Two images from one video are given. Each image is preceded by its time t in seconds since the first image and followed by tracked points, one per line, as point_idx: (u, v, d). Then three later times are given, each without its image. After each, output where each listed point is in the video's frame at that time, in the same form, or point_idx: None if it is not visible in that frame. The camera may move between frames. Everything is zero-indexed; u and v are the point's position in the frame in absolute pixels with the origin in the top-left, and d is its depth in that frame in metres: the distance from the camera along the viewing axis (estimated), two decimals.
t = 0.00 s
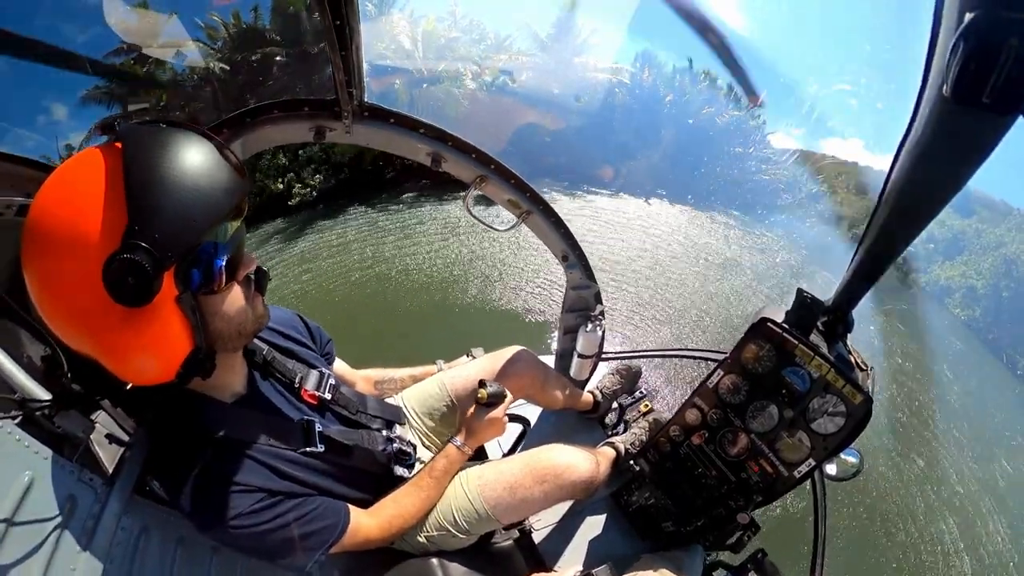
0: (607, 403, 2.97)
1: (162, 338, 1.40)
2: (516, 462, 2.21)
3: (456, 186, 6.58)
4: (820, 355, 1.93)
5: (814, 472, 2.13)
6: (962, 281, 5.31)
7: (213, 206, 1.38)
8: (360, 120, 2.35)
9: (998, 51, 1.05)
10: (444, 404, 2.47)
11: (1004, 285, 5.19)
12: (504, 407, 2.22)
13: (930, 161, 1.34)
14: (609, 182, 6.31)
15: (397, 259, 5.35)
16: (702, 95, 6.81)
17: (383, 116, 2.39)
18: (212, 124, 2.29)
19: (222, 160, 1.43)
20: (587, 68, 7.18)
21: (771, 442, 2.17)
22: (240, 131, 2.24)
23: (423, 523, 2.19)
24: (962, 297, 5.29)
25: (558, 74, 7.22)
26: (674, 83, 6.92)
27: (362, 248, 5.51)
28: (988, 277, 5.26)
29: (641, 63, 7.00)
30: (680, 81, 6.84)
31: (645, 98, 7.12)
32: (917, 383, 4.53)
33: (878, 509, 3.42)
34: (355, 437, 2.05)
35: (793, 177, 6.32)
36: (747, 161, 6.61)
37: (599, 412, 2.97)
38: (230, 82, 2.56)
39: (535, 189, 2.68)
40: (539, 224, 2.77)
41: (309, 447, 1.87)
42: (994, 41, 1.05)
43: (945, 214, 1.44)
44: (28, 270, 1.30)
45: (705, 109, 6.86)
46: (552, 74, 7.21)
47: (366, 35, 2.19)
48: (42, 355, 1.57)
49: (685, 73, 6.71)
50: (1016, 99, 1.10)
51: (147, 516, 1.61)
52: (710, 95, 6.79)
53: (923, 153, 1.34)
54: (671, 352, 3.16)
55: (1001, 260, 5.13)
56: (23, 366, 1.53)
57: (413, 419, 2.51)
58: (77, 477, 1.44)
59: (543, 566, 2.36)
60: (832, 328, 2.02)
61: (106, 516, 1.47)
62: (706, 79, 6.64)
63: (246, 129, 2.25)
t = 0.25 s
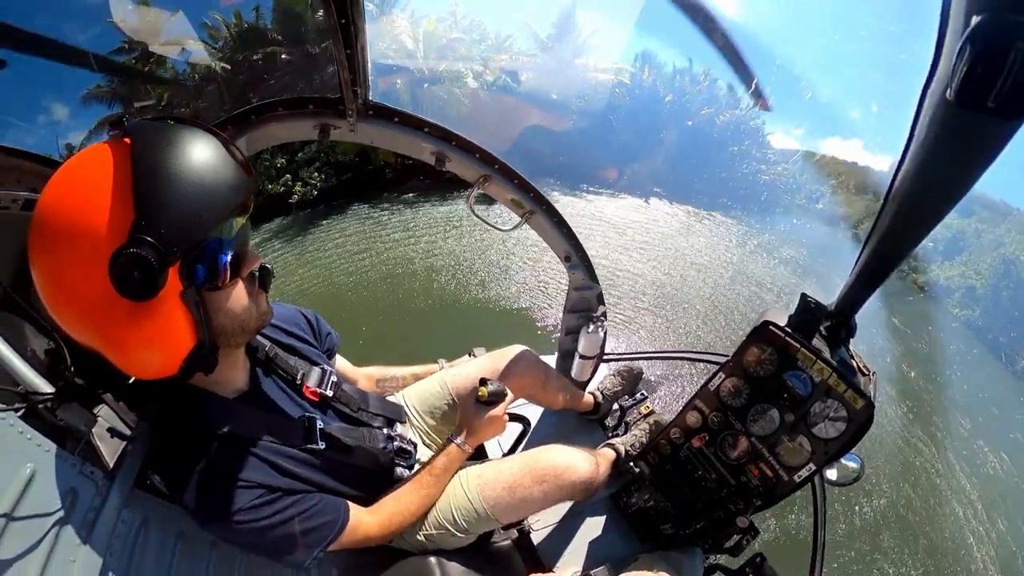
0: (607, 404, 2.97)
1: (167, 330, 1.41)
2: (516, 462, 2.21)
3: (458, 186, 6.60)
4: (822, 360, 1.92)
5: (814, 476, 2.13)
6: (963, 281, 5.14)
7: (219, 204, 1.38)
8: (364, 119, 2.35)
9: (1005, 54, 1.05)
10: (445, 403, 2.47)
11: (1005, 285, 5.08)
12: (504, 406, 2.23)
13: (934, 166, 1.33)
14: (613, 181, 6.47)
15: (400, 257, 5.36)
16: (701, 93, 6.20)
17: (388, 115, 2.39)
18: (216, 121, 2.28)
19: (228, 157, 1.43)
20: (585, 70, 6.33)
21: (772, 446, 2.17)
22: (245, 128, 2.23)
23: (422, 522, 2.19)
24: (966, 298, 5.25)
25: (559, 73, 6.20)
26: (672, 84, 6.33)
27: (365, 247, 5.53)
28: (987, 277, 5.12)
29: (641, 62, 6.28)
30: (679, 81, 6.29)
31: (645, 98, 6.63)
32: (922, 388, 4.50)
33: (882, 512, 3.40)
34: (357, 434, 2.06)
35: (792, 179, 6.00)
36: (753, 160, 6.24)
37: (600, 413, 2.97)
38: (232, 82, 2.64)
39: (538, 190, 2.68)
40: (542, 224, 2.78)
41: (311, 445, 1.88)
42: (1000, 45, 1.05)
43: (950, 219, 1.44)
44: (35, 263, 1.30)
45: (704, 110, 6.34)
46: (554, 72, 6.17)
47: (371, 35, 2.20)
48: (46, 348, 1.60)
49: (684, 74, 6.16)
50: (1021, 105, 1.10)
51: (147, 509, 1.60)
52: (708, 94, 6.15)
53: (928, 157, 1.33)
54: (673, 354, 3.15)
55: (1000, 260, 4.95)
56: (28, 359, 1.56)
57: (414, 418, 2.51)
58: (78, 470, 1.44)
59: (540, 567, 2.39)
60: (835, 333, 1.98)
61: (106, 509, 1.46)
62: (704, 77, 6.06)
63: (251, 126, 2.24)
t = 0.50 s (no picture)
0: (608, 404, 2.96)
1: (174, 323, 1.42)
2: (516, 461, 2.21)
3: (460, 185, 6.61)
4: (824, 363, 1.92)
5: (814, 479, 2.13)
6: (962, 281, 5.28)
7: (224, 199, 1.38)
8: (368, 117, 2.35)
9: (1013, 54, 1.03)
10: (446, 401, 2.47)
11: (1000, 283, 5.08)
12: (505, 404, 2.23)
13: (939, 168, 1.33)
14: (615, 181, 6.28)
15: (402, 256, 5.37)
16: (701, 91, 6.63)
17: (391, 114, 2.39)
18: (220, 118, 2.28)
19: (233, 153, 1.43)
20: (584, 70, 7.28)
21: (773, 449, 2.16)
22: (248, 125, 2.24)
23: (422, 519, 2.19)
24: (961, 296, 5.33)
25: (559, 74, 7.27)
26: (672, 83, 6.79)
27: (367, 244, 5.54)
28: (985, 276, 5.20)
29: (641, 63, 7.01)
30: (680, 81, 6.75)
31: (645, 98, 6.98)
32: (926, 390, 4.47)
33: (887, 512, 3.38)
34: (358, 432, 2.07)
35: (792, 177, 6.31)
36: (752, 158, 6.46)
37: (601, 413, 2.97)
38: (235, 80, 2.39)
39: (541, 190, 2.68)
40: (545, 224, 2.78)
41: (311, 442, 1.88)
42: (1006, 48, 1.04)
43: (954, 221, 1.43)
44: (42, 257, 1.31)
45: (704, 110, 6.66)
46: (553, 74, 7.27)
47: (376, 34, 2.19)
48: (49, 343, 1.58)
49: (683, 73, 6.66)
50: None
51: (148, 504, 1.60)
52: (708, 95, 6.62)
53: (932, 159, 1.33)
54: (674, 355, 3.15)
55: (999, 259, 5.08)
56: (31, 354, 1.55)
57: (415, 415, 2.51)
58: (80, 464, 1.44)
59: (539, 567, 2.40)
60: (837, 335, 1.98)
61: (108, 503, 1.46)
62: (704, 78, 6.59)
63: (254, 124, 2.25)
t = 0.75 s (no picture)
0: (610, 405, 2.95)
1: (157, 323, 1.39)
2: (516, 460, 2.22)
3: (462, 184, 6.61)
4: (826, 365, 1.91)
5: (815, 482, 2.12)
6: (960, 281, 5.53)
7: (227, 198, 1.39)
8: (371, 117, 2.36)
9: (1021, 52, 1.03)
10: (447, 399, 2.48)
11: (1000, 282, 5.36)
12: (505, 402, 2.25)
13: (944, 170, 1.32)
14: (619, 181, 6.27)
15: (403, 254, 5.38)
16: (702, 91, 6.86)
17: (395, 114, 2.40)
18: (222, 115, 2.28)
19: (226, 155, 1.41)
20: (586, 71, 7.21)
21: (773, 451, 2.16)
22: (252, 124, 2.25)
23: (422, 518, 2.19)
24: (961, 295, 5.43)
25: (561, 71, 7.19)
26: (673, 83, 6.91)
27: (370, 243, 5.55)
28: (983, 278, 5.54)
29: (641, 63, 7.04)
30: (680, 81, 6.86)
31: (645, 97, 7.02)
32: (928, 392, 4.46)
33: (890, 515, 3.36)
34: (358, 431, 2.07)
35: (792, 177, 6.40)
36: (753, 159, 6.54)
37: (602, 414, 2.97)
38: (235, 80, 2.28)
39: (544, 190, 2.67)
40: (547, 224, 2.77)
41: (311, 440, 1.84)
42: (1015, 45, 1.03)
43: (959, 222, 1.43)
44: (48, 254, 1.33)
45: (705, 109, 6.90)
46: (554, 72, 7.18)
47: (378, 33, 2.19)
48: (51, 340, 1.61)
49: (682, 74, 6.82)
50: None
51: (149, 500, 1.61)
52: (710, 93, 6.87)
53: (938, 161, 1.33)
54: (676, 355, 3.15)
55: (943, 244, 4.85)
56: (33, 350, 1.57)
57: (416, 415, 2.50)
58: (83, 460, 1.45)
59: (539, 567, 2.40)
60: (839, 337, 1.98)
61: (110, 499, 1.47)
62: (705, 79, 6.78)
63: (258, 122, 2.25)
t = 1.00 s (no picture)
0: (610, 404, 2.95)
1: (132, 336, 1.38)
2: (516, 458, 2.22)
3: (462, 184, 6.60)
4: (827, 363, 1.91)
5: (816, 480, 2.12)
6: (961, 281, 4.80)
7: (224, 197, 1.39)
8: (370, 117, 2.35)
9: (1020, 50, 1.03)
10: (447, 399, 2.48)
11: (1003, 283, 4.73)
12: (506, 402, 2.24)
13: (944, 168, 1.32)
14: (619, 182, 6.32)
15: (402, 253, 5.39)
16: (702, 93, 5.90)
17: (394, 113, 2.40)
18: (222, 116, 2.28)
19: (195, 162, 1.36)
20: (586, 72, 6.29)
21: (774, 449, 2.16)
22: (253, 124, 2.26)
23: (422, 518, 2.19)
24: (961, 297, 5.04)
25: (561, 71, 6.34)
26: (671, 83, 5.90)
27: (369, 242, 5.56)
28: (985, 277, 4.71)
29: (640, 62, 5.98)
30: (679, 80, 5.85)
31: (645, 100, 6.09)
32: (927, 392, 4.48)
33: (890, 513, 3.37)
34: (358, 431, 2.07)
35: (793, 178, 5.60)
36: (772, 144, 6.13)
37: (602, 413, 2.97)
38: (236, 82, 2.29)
39: (543, 189, 2.67)
40: (547, 223, 2.77)
41: (312, 440, 1.87)
42: (1015, 43, 1.03)
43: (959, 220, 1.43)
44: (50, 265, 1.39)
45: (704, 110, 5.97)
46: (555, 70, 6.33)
47: (377, 32, 2.18)
48: (51, 342, 1.62)
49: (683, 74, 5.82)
50: None
51: (150, 503, 1.60)
52: (708, 94, 5.91)
53: (937, 159, 1.33)
54: (676, 354, 3.14)
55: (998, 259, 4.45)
56: (34, 352, 1.59)
57: (417, 415, 2.51)
58: (85, 462, 1.44)
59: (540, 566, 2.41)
60: (839, 336, 1.97)
61: (111, 501, 1.47)
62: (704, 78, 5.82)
63: (259, 122, 2.26)
